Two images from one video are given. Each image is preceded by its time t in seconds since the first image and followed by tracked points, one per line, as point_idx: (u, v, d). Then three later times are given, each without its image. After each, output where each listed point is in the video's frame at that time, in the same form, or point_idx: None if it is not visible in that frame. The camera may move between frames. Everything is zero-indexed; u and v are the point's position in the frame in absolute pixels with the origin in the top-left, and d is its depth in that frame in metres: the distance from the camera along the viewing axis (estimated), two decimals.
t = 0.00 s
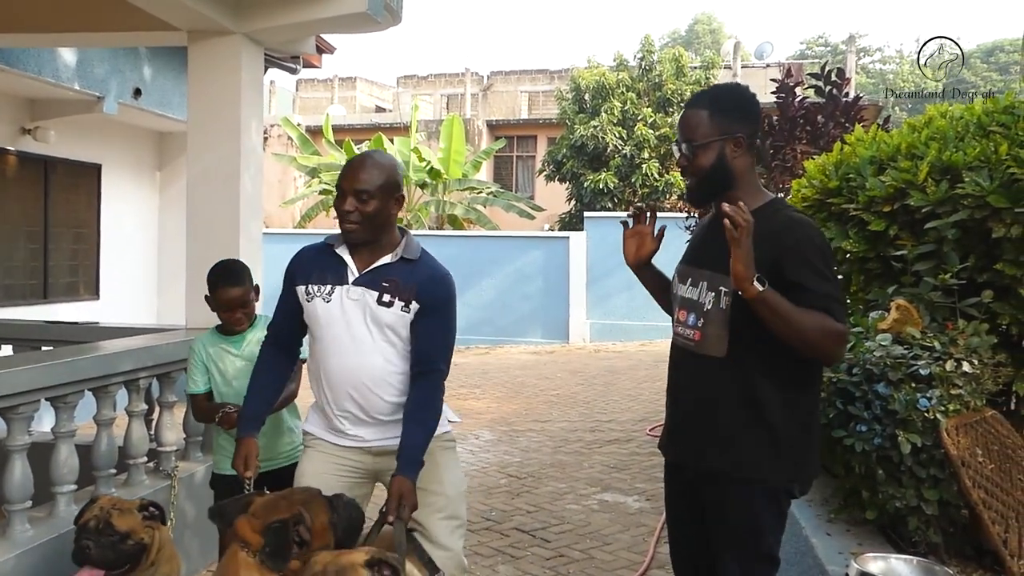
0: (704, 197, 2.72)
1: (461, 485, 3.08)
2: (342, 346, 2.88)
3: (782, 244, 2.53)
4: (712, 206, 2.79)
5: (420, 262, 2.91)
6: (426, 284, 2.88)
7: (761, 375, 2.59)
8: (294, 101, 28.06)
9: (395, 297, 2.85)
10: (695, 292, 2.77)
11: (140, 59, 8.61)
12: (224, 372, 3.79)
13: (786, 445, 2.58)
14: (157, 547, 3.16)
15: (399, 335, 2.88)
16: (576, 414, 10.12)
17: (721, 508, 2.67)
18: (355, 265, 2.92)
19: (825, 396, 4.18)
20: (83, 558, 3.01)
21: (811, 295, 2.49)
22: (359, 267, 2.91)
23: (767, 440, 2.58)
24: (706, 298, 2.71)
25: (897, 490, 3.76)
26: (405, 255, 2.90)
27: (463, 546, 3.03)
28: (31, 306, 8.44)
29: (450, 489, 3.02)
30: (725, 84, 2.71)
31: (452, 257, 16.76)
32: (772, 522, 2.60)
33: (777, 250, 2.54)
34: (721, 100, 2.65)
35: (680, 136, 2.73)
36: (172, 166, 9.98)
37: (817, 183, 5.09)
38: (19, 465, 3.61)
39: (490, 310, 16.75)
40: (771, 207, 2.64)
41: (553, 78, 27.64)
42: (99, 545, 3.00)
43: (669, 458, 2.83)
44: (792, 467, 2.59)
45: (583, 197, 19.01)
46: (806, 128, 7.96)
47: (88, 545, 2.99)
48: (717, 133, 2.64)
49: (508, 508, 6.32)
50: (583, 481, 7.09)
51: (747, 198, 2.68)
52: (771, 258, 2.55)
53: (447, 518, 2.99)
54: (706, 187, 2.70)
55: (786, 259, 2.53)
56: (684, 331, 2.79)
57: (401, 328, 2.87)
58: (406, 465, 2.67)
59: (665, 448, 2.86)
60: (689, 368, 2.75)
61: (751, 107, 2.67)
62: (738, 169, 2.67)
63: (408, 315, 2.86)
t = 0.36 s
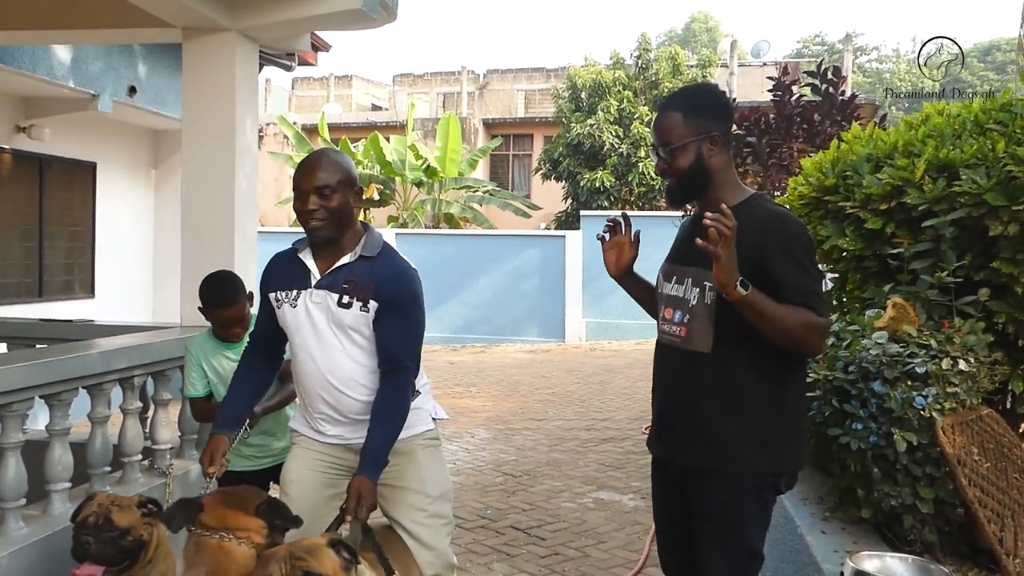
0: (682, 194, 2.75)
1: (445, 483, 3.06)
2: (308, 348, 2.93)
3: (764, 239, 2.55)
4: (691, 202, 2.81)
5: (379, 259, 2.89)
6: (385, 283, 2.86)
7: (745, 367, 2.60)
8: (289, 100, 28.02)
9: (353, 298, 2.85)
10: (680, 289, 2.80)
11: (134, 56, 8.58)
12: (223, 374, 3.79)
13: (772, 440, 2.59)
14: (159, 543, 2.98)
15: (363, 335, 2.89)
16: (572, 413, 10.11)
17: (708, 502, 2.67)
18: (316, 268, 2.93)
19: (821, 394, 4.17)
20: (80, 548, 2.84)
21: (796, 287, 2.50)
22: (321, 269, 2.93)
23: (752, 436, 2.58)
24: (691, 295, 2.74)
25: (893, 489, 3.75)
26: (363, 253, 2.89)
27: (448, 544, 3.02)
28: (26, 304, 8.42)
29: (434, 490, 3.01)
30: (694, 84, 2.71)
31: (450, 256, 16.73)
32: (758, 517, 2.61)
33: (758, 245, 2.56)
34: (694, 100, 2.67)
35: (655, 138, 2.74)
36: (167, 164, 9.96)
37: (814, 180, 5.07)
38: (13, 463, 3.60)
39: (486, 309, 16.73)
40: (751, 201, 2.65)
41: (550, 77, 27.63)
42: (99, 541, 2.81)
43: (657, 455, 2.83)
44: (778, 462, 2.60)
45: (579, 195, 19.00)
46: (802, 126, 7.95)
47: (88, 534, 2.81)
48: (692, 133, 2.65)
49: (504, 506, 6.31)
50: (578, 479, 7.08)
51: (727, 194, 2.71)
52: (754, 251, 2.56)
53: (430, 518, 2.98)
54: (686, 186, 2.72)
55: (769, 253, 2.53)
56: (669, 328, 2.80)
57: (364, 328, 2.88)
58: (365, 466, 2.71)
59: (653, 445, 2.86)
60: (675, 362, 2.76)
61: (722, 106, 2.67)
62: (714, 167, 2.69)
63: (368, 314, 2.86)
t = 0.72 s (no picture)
0: (670, 186, 2.73)
1: (445, 482, 3.05)
2: (317, 338, 2.93)
3: (751, 232, 2.54)
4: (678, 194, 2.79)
5: (390, 248, 2.91)
6: (397, 271, 2.87)
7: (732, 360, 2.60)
8: (287, 95, 27.95)
9: (366, 286, 2.86)
10: (668, 282, 2.77)
11: (130, 51, 8.54)
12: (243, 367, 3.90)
13: (760, 436, 2.59)
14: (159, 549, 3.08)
15: (374, 324, 2.89)
16: (570, 408, 10.10)
17: (696, 498, 2.67)
18: (328, 257, 2.96)
19: (818, 388, 4.13)
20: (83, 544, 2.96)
21: (779, 286, 2.47)
22: (332, 258, 2.96)
23: (740, 430, 2.59)
24: (679, 288, 2.71)
25: (891, 483, 3.75)
26: (376, 242, 2.92)
27: (447, 543, 3.00)
28: (23, 300, 8.40)
29: (434, 489, 3.00)
30: (690, 77, 2.71)
31: (448, 250, 16.70)
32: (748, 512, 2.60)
33: (745, 240, 2.55)
34: (690, 92, 2.66)
35: (650, 130, 2.75)
36: (164, 159, 9.93)
37: (811, 174, 5.04)
38: (9, 458, 3.57)
39: (485, 304, 16.72)
40: (740, 196, 2.65)
41: (547, 71, 27.58)
42: (105, 533, 2.94)
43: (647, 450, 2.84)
44: (768, 457, 2.60)
45: (577, 190, 18.97)
46: (800, 120, 7.93)
47: (89, 523, 2.96)
48: (686, 124, 2.65)
49: (501, 501, 6.30)
50: (577, 474, 7.08)
51: (716, 188, 2.69)
52: (743, 247, 2.56)
53: (429, 517, 2.97)
54: (677, 178, 2.69)
55: (756, 249, 2.52)
56: (658, 320, 2.81)
57: (376, 316, 2.88)
58: (374, 453, 2.73)
59: (643, 440, 2.87)
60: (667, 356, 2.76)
61: (720, 99, 2.67)
62: (706, 160, 2.68)
63: (381, 303, 2.86)
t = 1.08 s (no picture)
0: (653, 186, 2.74)
1: (451, 478, 3.04)
2: (333, 326, 2.93)
3: (742, 231, 2.53)
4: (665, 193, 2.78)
5: (420, 243, 2.92)
6: (426, 266, 2.89)
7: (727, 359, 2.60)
8: (284, 91, 27.92)
9: (392, 279, 2.86)
10: (659, 282, 2.74)
11: (127, 46, 8.51)
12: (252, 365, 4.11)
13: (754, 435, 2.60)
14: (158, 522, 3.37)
15: (393, 317, 2.88)
16: (568, 403, 10.11)
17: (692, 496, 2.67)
18: (357, 245, 2.96)
19: (817, 382, 4.14)
20: (106, 523, 3.14)
21: (769, 288, 2.46)
22: (361, 246, 2.95)
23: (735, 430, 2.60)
24: (669, 289, 2.69)
25: (889, 479, 3.76)
26: (407, 236, 2.92)
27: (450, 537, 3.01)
28: (20, 297, 8.40)
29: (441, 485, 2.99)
30: (667, 77, 2.70)
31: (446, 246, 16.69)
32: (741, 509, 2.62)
33: (736, 241, 2.54)
34: (664, 92, 2.66)
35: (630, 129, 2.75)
36: (161, 155, 9.91)
37: (809, 169, 5.02)
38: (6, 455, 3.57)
39: (482, 300, 16.72)
40: (726, 194, 2.64)
41: (545, 67, 27.54)
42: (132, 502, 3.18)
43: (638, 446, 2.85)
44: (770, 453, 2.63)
45: (575, 186, 18.95)
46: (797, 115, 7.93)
47: (111, 501, 3.15)
48: (662, 125, 2.65)
49: (500, 497, 6.31)
50: (575, 470, 7.08)
51: (701, 185, 2.67)
52: (735, 248, 2.54)
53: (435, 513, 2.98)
54: (656, 178, 2.70)
55: (746, 249, 2.51)
56: (649, 321, 2.79)
57: (396, 310, 2.87)
58: (379, 441, 2.72)
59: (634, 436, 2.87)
60: (658, 357, 2.74)
61: (698, 97, 2.66)
62: (687, 159, 2.67)
63: (406, 298, 2.87)
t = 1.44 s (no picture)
0: (642, 189, 2.75)
1: (442, 475, 3.04)
2: (302, 335, 2.92)
3: (732, 234, 2.51)
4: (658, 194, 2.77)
5: (368, 234, 2.90)
6: (377, 257, 2.85)
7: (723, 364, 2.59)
8: (283, 87, 27.89)
9: (347, 277, 2.85)
10: (654, 286, 2.74)
11: (125, 42, 8.49)
12: (245, 354, 4.32)
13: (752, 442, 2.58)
14: (153, 502, 3.41)
15: (357, 315, 2.87)
16: (566, 400, 10.11)
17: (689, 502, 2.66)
18: (305, 253, 2.95)
19: (814, 380, 4.13)
20: (109, 504, 3.17)
21: (761, 293, 2.44)
22: (310, 253, 2.95)
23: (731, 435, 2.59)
24: (662, 293, 2.70)
25: (886, 476, 3.76)
26: (352, 230, 2.91)
27: (442, 536, 3.01)
28: (19, 292, 8.39)
29: (430, 483, 2.98)
30: (658, 74, 2.68)
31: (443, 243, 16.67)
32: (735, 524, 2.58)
33: (725, 243, 2.53)
34: (651, 93, 2.64)
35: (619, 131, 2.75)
36: (159, 151, 9.90)
37: (807, 166, 5.01)
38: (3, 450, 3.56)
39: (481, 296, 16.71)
40: (722, 194, 2.61)
41: (544, 63, 27.51)
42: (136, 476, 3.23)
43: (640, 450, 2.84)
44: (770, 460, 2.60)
45: (574, 182, 18.95)
46: (796, 112, 7.93)
47: (110, 481, 3.19)
48: (644, 126, 2.64)
49: (497, 494, 6.31)
50: (572, 466, 7.08)
51: (695, 185, 2.66)
52: (724, 251, 2.53)
53: (426, 510, 2.97)
54: (642, 178, 2.71)
55: (737, 251, 2.49)
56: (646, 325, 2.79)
57: (358, 307, 2.86)
58: (357, 440, 2.71)
59: (637, 442, 2.87)
60: (655, 362, 2.75)
61: (690, 99, 2.65)
62: (673, 161, 2.65)
63: (364, 291, 2.85)
